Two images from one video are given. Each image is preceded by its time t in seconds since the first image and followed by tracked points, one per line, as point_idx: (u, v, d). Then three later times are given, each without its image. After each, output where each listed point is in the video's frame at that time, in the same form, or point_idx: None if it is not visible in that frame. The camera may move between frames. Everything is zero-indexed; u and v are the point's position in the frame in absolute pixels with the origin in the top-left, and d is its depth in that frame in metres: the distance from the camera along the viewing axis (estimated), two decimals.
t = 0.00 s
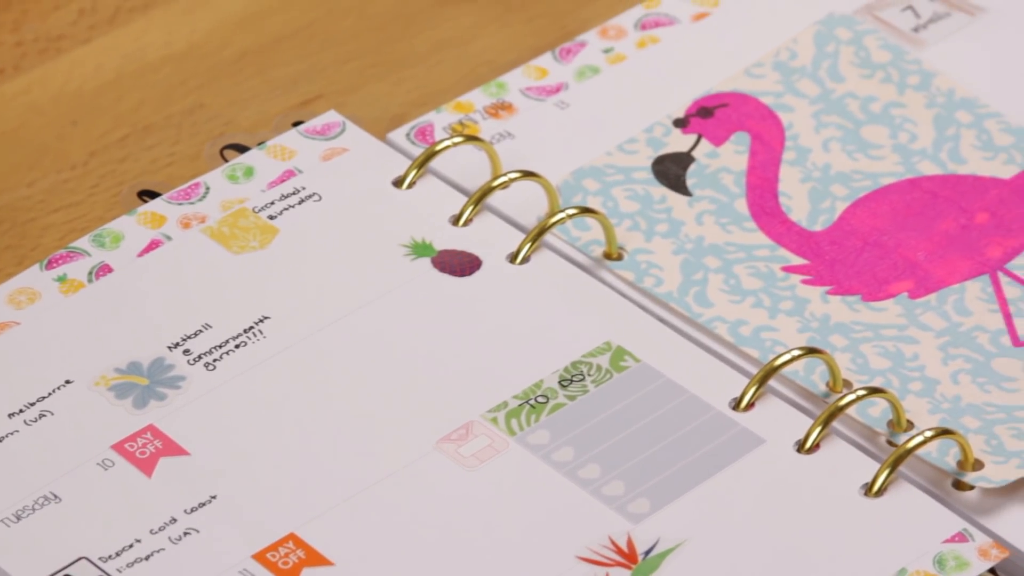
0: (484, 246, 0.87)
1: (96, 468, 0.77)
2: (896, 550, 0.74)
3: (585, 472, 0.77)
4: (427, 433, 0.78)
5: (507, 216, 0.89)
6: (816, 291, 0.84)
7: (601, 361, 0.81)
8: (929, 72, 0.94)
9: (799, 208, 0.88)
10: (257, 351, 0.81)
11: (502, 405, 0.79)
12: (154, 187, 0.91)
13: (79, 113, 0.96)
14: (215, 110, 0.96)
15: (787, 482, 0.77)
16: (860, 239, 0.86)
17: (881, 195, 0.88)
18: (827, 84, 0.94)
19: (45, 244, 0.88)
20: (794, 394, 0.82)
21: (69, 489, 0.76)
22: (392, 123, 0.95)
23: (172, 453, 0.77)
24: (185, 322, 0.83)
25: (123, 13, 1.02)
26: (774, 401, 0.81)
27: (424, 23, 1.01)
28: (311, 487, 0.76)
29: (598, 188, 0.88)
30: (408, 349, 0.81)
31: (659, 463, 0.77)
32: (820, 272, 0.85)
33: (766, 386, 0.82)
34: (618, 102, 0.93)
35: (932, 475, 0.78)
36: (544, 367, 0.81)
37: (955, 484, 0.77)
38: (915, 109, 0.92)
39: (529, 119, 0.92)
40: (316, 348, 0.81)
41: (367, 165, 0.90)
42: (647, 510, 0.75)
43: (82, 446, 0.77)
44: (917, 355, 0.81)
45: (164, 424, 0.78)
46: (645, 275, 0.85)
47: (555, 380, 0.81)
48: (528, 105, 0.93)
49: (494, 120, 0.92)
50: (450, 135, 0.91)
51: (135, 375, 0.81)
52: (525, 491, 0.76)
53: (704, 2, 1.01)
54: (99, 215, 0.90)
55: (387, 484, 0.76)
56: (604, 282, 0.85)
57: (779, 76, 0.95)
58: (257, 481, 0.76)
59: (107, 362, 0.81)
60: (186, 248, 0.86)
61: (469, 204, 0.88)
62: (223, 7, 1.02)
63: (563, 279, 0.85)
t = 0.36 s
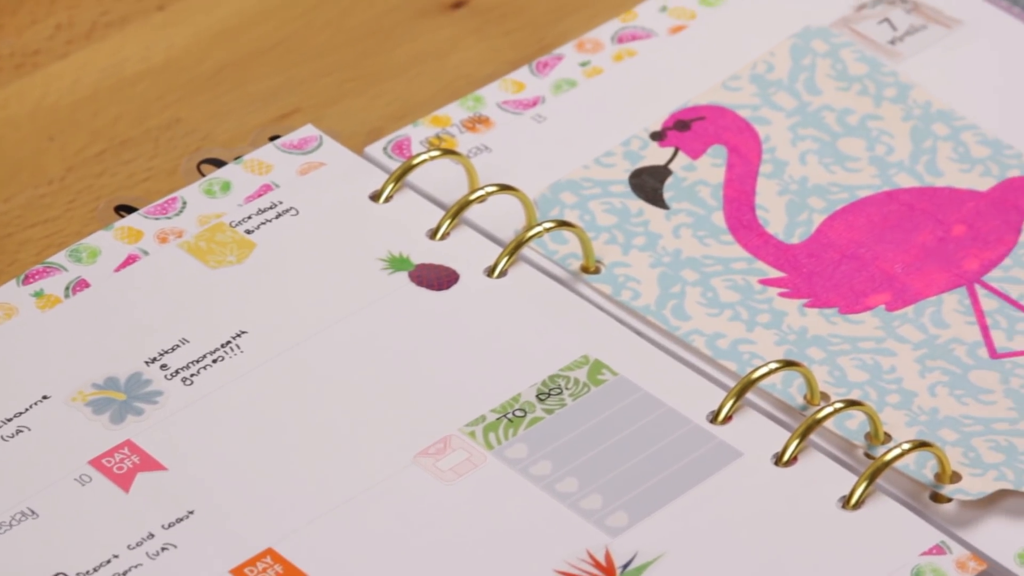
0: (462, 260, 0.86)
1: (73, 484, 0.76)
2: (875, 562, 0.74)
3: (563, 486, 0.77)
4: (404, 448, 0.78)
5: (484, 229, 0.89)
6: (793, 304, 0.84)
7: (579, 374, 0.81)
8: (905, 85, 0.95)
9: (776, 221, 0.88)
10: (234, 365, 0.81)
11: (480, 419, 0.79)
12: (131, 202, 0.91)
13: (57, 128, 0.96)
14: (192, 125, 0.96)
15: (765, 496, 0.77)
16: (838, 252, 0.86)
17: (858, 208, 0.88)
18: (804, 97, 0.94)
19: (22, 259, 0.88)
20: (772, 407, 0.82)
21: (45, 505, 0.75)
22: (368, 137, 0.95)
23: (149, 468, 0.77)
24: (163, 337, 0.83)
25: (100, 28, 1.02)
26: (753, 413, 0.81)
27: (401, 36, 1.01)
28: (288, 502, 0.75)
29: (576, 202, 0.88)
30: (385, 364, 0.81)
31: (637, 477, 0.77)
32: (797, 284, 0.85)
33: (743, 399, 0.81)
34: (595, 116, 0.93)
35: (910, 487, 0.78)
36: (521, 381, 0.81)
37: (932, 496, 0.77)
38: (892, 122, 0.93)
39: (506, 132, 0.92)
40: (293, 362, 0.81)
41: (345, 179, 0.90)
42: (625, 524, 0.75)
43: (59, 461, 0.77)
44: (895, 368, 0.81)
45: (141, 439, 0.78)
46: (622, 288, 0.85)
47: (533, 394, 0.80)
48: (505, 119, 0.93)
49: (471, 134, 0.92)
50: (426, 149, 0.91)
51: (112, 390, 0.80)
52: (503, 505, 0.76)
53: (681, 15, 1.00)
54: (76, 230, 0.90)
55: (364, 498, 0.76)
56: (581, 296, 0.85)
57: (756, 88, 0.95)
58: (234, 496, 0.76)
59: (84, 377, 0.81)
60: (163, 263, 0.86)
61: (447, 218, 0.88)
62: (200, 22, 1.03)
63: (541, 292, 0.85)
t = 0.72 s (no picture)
0: (442, 274, 0.86)
1: (53, 500, 0.76)
2: None
3: (544, 500, 0.76)
4: (385, 463, 0.78)
5: (464, 243, 0.89)
6: (773, 317, 0.84)
7: (559, 388, 0.81)
8: (884, 97, 0.95)
9: (756, 234, 0.88)
10: (214, 381, 0.81)
11: (460, 433, 0.79)
12: (110, 217, 0.91)
13: (36, 142, 0.95)
14: (171, 139, 0.96)
15: (746, 509, 0.76)
16: (818, 264, 0.86)
17: (838, 221, 0.88)
18: (784, 110, 0.94)
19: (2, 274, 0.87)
20: (752, 421, 0.82)
21: (25, 521, 0.75)
22: (348, 151, 0.95)
23: (129, 483, 0.77)
24: (142, 352, 0.82)
25: (79, 42, 1.03)
26: (733, 427, 0.80)
27: (380, 50, 1.01)
28: (268, 516, 0.75)
29: (556, 216, 0.88)
30: (365, 378, 0.81)
31: (618, 490, 0.77)
32: (777, 297, 0.85)
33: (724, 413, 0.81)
34: (575, 129, 0.93)
35: (890, 500, 0.78)
36: (502, 395, 0.81)
37: (913, 509, 0.76)
38: (871, 134, 0.93)
39: (486, 146, 0.92)
40: (273, 377, 0.81)
41: (325, 194, 0.90)
42: (606, 537, 0.75)
43: (39, 477, 0.77)
44: (875, 381, 0.81)
45: (121, 455, 0.78)
46: (602, 302, 0.84)
47: (513, 408, 0.80)
48: (485, 133, 0.93)
49: (451, 148, 0.92)
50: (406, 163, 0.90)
51: (92, 405, 0.80)
52: (484, 519, 0.75)
53: (660, 28, 1.00)
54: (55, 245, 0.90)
55: (345, 513, 0.75)
56: (561, 310, 0.85)
57: (735, 102, 0.95)
58: (214, 511, 0.75)
59: (64, 393, 0.81)
60: (143, 278, 0.86)
61: (426, 232, 0.88)
62: (179, 36, 1.03)
63: (521, 306, 0.85)
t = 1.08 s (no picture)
0: (425, 287, 0.86)
1: (35, 514, 0.76)
2: None
3: (526, 513, 0.76)
4: (367, 477, 0.77)
5: (447, 257, 0.89)
6: (756, 330, 0.84)
7: (542, 402, 0.81)
8: (866, 110, 0.95)
9: (739, 247, 0.88)
10: (196, 396, 0.81)
11: (443, 446, 0.79)
12: (92, 232, 0.91)
13: (18, 157, 0.95)
14: (153, 154, 0.96)
15: (729, 523, 0.76)
16: (800, 277, 0.86)
17: (820, 233, 0.88)
18: (766, 123, 0.94)
19: None
20: (735, 434, 0.81)
21: (7, 536, 0.75)
22: (329, 165, 0.95)
23: (111, 498, 0.76)
24: (125, 367, 0.82)
25: (61, 57, 1.03)
26: (715, 439, 0.80)
27: (362, 64, 1.01)
28: (250, 531, 0.75)
29: (538, 229, 0.88)
30: (348, 391, 0.81)
31: (601, 503, 0.77)
32: (760, 310, 0.85)
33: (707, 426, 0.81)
34: (557, 143, 0.93)
35: (873, 513, 0.77)
36: (485, 409, 0.81)
37: (896, 522, 0.76)
38: (853, 147, 0.93)
39: (468, 160, 0.92)
40: (255, 391, 0.81)
41: (308, 208, 0.90)
42: (588, 550, 0.75)
43: (21, 492, 0.77)
44: (858, 394, 0.81)
45: (103, 469, 0.78)
46: (585, 315, 0.84)
47: (496, 421, 0.80)
48: (467, 146, 0.93)
49: (433, 161, 0.92)
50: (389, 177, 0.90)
51: (74, 420, 0.80)
52: (466, 533, 0.75)
53: (642, 41, 1.00)
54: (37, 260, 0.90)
55: (327, 528, 0.75)
56: (544, 323, 0.85)
57: (718, 115, 0.95)
58: (197, 525, 0.75)
59: (46, 408, 0.80)
60: (125, 292, 0.86)
61: (409, 246, 0.87)
62: (161, 50, 1.03)
63: (503, 319, 0.85)
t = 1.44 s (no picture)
0: (407, 300, 0.86)
1: (17, 530, 0.76)
2: None
3: (509, 527, 0.76)
4: (350, 491, 0.77)
5: (429, 270, 0.88)
6: (739, 342, 0.84)
7: (525, 415, 0.81)
8: (849, 122, 0.95)
9: (722, 260, 0.88)
10: (178, 410, 0.81)
11: (426, 460, 0.79)
12: (74, 246, 0.91)
13: None
14: (135, 167, 0.95)
15: (712, 536, 0.76)
16: (783, 289, 0.86)
17: (803, 246, 0.88)
18: (750, 135, 0.94)
19: None
20: (718, 447, 0.81)
21: None
22: (312, 178, 0.95)
23: (93, 512, 0.76)
24: (107, 381, 0.82)
25: (43, 71, 1.03)
26: (699, 452, 0.80)
27: (345, 77, 1.01)
28: (233, 545, 0.75)
29: (521, 242, 0.88)
30: (330, 404, 0.81)
31: (584, 517, 0.77)
32: (743, 323, 0.85)
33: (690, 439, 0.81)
34: (540, 155, 0.93)
35: (857, 526, 0.77)
36: (467, 422, 0.80)
37: (880, 534, 0.76)
38: (836, 159, 0.93)
39: (451, 173, 0.92)
40: (237, 405, 0.81)
41: (291, 221, 0.90)
42: (571, 564, 0.74)
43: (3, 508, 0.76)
44: (841, 407, 0.81)
45: (85, 484, 0.77)
46: (568, 328, 0.84)
47: (479, 435, 0.80)
48: (450, 159, 0.93)
49: (416, 174, 0.92)
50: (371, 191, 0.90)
51: (56, 435, 0.80)
52: (449, 547, 0.75)
53: (625, 53, 1.00)
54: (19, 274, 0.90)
55: (309, 542, 0.75)
56: (527, 336, 0.85)
57: (701, 127, 0.95)
58: (179, 540, 0.75)
59: (29, 423, 0.80)
60: (107, 306, 0.86)
61: (391, 259, 0.87)
62: (143, 64, 1.03)
63: (486, 333, 0.84)
